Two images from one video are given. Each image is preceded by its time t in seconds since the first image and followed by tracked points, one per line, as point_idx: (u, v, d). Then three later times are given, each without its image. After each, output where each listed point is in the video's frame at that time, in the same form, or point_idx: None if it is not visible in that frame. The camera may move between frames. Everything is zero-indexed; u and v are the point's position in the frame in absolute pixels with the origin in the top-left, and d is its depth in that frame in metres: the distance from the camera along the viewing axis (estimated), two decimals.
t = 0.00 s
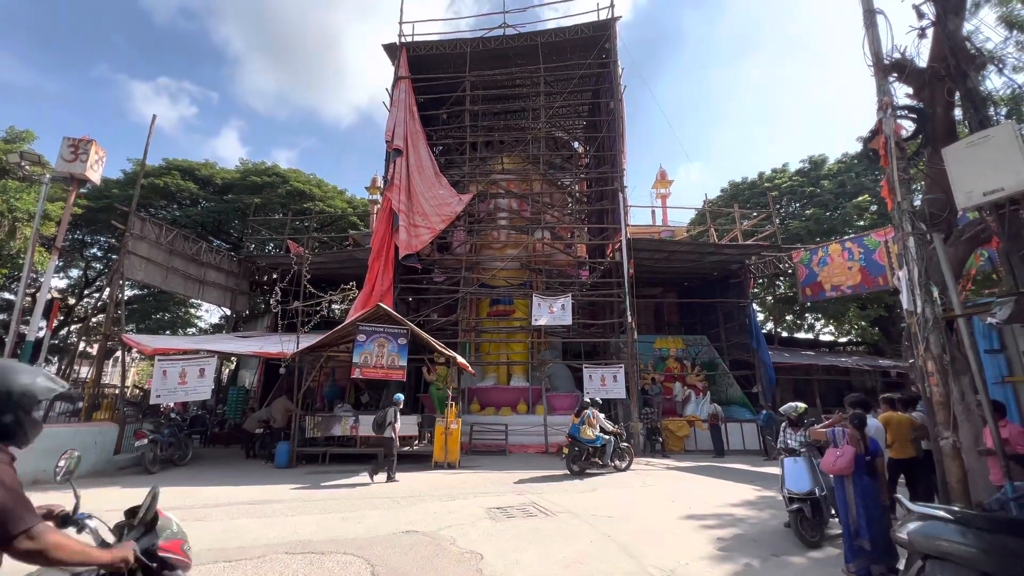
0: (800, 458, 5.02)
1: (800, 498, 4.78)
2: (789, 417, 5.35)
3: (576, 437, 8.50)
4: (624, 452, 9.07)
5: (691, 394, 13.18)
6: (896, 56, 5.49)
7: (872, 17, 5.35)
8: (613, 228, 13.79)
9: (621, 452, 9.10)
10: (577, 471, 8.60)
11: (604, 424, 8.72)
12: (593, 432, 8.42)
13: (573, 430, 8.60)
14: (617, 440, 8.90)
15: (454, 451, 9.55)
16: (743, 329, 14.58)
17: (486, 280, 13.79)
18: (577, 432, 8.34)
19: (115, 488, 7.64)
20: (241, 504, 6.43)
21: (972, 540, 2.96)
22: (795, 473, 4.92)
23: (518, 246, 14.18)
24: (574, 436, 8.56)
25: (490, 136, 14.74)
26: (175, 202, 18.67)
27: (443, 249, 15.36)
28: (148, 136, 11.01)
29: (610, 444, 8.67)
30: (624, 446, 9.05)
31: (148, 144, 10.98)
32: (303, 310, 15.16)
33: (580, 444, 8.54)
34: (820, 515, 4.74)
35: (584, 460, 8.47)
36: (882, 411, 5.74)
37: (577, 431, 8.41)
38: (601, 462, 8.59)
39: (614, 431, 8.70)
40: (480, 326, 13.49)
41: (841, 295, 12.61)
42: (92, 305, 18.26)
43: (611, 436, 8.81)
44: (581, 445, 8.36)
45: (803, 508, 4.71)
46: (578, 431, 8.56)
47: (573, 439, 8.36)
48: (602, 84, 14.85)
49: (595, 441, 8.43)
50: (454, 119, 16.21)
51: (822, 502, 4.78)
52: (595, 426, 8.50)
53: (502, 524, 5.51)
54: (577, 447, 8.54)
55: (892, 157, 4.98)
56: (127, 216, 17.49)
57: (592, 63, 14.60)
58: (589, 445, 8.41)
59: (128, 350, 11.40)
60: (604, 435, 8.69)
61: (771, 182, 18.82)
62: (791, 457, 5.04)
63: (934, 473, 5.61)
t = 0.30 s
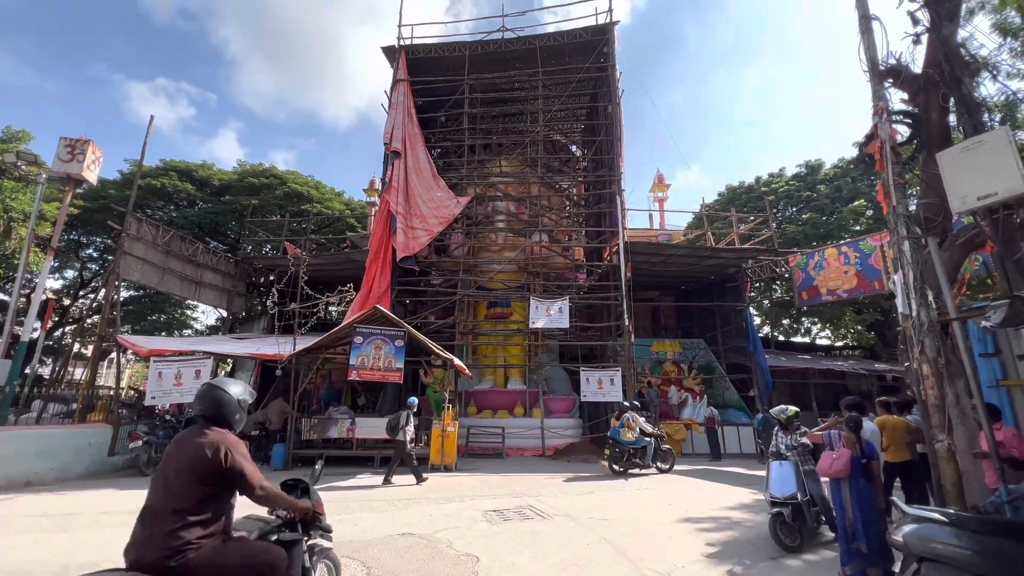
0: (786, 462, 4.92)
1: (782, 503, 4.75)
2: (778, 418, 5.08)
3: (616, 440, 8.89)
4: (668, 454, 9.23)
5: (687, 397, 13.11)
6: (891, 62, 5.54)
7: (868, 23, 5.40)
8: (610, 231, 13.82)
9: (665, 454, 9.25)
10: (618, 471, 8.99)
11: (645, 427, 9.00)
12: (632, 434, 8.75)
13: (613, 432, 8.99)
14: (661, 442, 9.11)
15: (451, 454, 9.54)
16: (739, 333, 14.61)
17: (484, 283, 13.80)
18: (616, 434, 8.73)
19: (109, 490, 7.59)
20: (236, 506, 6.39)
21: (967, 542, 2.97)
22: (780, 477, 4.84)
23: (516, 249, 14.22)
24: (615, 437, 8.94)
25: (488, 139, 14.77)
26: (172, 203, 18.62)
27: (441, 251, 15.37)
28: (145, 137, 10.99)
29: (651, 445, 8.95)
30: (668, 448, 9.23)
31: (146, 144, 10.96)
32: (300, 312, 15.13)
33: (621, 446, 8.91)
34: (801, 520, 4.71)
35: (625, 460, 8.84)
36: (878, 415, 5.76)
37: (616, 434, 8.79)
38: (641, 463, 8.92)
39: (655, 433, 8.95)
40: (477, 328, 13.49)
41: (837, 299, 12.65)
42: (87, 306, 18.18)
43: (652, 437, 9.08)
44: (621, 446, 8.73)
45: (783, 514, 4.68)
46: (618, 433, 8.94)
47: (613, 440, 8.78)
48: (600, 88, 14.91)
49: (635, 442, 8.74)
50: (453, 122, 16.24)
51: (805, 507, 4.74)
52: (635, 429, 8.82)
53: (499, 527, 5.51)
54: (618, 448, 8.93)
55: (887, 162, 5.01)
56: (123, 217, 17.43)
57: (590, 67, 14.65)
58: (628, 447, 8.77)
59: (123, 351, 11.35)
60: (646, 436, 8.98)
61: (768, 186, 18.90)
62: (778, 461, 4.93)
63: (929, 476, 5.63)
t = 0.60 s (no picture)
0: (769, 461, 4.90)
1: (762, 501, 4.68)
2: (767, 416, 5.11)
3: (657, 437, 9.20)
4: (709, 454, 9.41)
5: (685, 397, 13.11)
6: (892, 63, 5.56)
7: (869, 23, 5.41)
8: (610, 231, 13.84)
9: (706, 454, 9.42)
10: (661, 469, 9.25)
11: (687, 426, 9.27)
12: (673, 432, 9.06)
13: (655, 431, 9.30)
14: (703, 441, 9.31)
15: (449, 451, 9.56)
16: (737, 333, 14.64)
17: (483, 281, 13.83)
18: (658, 432, 9.05)
19: (107, 484, 7.60)
20: (234, 501, 6.40)
21: (962, 540, 2.99)
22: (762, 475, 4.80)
23: (516, 247, 14.24)
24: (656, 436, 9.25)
25: (489, 138, 14.76)
26: (172, 199, 18.60)
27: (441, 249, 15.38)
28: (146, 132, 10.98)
29: (693, 444, 9.19)
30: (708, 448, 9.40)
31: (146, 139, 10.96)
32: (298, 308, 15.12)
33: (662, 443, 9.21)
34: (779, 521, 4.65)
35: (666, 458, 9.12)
36: (876, 415, 5.78)
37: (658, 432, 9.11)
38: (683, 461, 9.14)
39: (696, 432, 9.17)
40: (476, 326, 13.50)
41: (835, 300, 12.68)
42: (86, 301, 18.16)
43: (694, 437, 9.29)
44: (663, 443, 9.03)
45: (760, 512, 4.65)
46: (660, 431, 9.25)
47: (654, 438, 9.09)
48: (601, 87, 14.92)
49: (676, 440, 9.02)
50: (453, 120, 16.25)
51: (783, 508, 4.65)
52: (675, 426, 9.13)
53: (497, 522, 5.53)
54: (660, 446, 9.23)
55: (887, 161, 5.03)
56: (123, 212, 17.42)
57: (591, 66, 14.66)
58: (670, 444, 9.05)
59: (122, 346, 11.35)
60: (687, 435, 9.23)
61: (768, 187, 18.92)
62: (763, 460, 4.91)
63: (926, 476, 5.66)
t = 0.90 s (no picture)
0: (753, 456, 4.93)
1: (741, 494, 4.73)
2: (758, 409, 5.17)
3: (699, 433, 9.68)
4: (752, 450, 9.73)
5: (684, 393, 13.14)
6: (897, 59, 5.54)
7: (874, 18, 5.40)
8: (611, 226, 13.84)
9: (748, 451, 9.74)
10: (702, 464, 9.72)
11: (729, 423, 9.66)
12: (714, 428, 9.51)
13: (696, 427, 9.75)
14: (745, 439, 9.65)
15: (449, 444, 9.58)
16: (737, 330, 14.62)
17: (484, 275, 13.84)
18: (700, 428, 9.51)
19: (109, 472, 7.64)
20: (234, 489, 6.43)
21: (959, 532, 3.00)
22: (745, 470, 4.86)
23: (517, 242, 14.24)
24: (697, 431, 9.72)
25: (491, 132, 14.75)
26: (173, 190, 18.58)
27: (442, 243, 15.38)
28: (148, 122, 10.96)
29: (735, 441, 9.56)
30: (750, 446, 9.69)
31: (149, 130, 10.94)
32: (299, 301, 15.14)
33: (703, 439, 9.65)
34: (757, 515, 4.68)
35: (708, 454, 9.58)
36: (875, 410, 5.79)
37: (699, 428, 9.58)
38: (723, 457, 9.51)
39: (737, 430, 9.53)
40: (477, 320, 13.52)
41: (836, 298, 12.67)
42: (87, 292, 18.17)
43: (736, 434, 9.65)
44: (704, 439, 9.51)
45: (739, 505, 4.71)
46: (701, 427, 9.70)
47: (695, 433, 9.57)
48: (605, 82, 14.89)
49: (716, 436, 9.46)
50: (456, 114, 16.22)
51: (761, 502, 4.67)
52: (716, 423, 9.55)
53: (497, 513, 5.56)
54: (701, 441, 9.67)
55: (891, 156, 5.02)
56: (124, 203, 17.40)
57: (595, 61, 14.62)
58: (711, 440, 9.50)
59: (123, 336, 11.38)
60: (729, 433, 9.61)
61: (770, 185, 18.88)
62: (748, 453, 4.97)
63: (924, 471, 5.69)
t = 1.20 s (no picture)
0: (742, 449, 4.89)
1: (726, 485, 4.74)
2: (751, 401, 5.18)
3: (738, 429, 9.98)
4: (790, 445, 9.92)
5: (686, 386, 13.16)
6: (907, 49, 5.47)
7: (885, 8, 5.34)
8: (615, 219, 13.82)
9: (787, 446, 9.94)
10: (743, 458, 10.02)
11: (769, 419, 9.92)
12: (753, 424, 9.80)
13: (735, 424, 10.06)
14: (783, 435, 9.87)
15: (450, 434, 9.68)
16: (740, 324, 14.56)
17: (487, 267, 13.84)
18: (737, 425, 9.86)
19: (114, 458, 7.71)
20: (239, 476, 6.49)
21: (961, 522, 3.01)
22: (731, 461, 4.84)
23: (520, 234, 14.20)
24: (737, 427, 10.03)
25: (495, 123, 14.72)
26: (177, 180, 18.59)
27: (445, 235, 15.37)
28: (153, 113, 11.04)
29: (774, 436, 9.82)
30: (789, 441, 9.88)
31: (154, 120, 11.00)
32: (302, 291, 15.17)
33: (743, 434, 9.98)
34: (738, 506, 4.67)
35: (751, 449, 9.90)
36: (878, 404, 5.80)
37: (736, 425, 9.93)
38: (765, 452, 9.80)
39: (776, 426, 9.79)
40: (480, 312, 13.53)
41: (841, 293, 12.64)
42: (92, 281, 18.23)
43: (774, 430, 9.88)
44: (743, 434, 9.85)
45: (723, 497, 4.72)
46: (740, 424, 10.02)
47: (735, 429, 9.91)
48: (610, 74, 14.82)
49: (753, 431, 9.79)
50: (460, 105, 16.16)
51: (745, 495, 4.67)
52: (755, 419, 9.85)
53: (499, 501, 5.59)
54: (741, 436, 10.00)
55: (899, 147, 4.99)
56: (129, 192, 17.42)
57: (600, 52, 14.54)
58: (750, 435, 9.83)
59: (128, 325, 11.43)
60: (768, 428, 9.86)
61: (776, 179, 18.79)
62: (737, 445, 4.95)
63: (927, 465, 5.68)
